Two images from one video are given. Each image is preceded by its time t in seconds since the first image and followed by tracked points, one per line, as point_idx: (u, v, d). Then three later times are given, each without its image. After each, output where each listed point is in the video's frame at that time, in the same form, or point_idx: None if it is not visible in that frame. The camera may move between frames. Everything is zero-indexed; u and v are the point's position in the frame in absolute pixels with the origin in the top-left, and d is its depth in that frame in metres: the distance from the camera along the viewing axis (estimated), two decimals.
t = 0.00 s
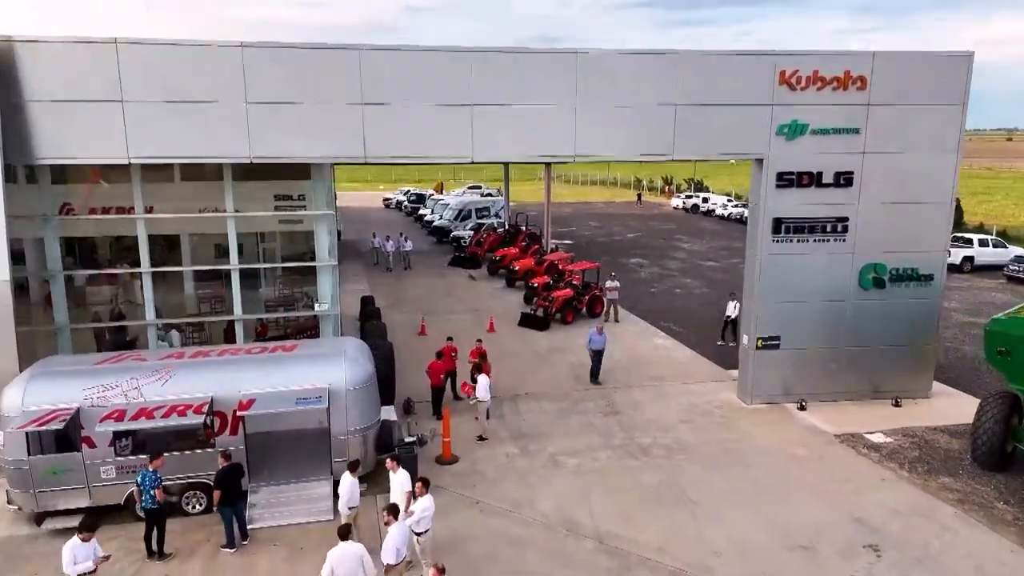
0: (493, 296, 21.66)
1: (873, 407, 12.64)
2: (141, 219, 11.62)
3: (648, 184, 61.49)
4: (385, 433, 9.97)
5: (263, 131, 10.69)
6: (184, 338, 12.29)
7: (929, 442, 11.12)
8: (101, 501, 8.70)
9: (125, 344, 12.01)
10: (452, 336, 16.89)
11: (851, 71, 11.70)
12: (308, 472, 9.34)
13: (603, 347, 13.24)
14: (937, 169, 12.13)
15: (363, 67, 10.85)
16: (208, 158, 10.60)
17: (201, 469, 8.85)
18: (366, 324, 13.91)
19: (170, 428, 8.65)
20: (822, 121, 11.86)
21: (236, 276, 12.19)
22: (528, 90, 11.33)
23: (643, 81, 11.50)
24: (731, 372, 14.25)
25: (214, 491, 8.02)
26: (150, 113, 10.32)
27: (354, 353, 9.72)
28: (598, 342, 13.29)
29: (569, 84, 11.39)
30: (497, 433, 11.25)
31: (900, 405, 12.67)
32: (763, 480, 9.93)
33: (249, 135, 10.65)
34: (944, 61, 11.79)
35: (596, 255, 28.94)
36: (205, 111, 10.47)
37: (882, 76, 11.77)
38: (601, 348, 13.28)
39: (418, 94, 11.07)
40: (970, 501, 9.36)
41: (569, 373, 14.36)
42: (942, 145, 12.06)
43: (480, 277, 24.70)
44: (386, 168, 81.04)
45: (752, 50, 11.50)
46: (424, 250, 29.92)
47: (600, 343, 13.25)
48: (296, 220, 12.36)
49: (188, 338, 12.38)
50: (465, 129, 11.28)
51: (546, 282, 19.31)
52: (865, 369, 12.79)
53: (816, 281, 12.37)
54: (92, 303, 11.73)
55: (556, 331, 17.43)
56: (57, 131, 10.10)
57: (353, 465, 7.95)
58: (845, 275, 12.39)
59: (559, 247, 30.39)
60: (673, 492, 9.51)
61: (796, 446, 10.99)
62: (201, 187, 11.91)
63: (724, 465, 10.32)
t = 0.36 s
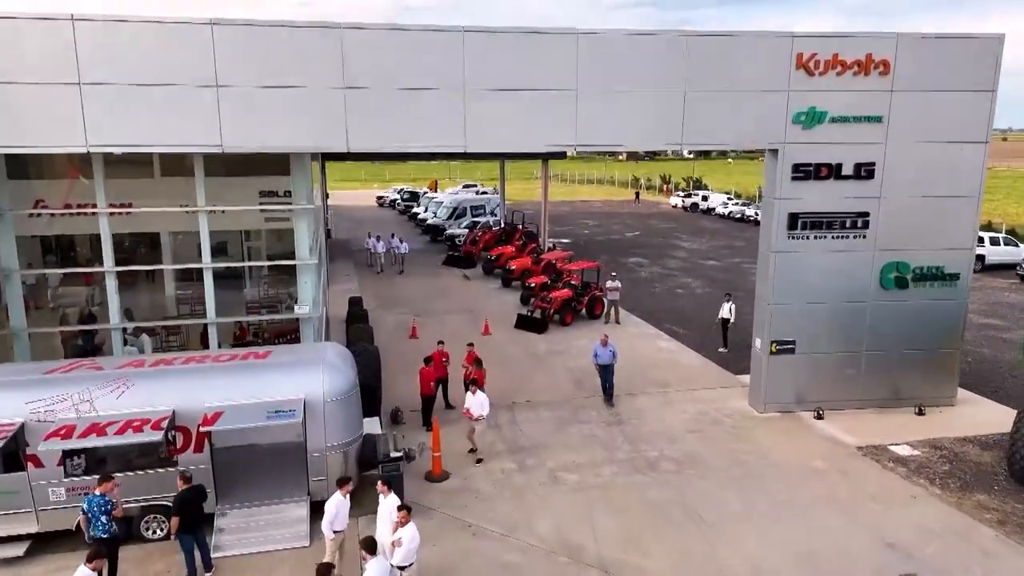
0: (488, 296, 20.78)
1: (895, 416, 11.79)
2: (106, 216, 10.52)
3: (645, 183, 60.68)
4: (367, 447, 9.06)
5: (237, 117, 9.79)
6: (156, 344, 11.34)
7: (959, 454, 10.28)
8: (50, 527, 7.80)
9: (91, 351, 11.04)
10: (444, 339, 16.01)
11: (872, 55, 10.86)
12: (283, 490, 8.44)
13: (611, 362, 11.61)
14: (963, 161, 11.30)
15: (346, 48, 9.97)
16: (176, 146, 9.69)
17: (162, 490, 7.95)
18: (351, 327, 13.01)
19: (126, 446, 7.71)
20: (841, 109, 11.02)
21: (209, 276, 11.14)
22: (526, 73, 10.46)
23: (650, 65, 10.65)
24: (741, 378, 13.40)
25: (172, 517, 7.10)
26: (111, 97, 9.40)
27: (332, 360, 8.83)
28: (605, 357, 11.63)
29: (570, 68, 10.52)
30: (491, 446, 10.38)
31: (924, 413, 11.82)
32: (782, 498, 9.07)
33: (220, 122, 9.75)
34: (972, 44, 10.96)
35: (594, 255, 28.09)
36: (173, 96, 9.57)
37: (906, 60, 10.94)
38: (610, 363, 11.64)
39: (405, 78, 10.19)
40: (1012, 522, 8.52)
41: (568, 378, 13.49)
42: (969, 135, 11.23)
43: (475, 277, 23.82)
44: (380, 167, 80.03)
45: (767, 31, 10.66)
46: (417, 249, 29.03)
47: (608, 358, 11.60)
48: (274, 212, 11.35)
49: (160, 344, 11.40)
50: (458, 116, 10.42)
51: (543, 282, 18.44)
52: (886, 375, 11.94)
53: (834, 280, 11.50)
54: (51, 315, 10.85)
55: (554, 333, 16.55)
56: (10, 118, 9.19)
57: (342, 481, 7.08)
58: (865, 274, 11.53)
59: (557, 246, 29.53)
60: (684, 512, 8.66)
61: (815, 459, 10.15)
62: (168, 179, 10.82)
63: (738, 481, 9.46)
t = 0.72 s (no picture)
0: (484, 297, 19.87)
1: (923, 426, 10.91)
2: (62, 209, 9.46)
3: (644, 181, 59.85)
4: (348, 466, 8.16)
5: (205, 101, 8.86)
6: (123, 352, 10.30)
7: (998, 470, 9.40)
8: None
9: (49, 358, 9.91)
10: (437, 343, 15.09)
11: (901, 35, 9.99)
12: (250, 517, 7.50)
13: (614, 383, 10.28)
14: (998, 149, 10.43)
15: (327, 25, 9.06)
16: (137, 132, 8.74)
17: (112, 518, 7.05)
18: (335, 330, 12.08)
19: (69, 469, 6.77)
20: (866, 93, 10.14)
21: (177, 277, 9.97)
22: (525, 52, 9.56)
23: (661, 44, 9.77)
24: (754, 384, 12.52)
25: (116, 552, 6.17)
26: (65, 77, 8.46)
27: (308, 368, 7.92)
28: (606, 377, 10.26)
29: (572, 48, 9.63)
30: (486, 462, 9.48)
31: (954, 423, 10.94)
32: (810, 523, 8.17)
33: (186, 106, 8.83)
34: (1009, 22, 10.09)
35: (594, 254, 27.21)
36: (134, 76, 8.64)
37: (936, 40, 10.07)
38: (612, 383, 10.31)
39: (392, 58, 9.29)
40: None
41: (569, 385, 12.59)
42: (1004, 122, 10.36)
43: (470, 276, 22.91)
44: (376, 165, 79.11)
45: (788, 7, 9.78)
46: (411, 248, 28.12)
47: (610, 378, 10.25)
48: (253, 208, 10.28)
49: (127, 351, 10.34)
50: (450, 100, 9.52)
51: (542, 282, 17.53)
52: (913, 382, 11.06)
53: (857, 279, 10.62)
54: (12, 319, 9.78)
55: (553, 336, 15.65)
56: None
57: (314, 510, 6.17)
58: (890, 273, 10.65)
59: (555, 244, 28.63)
60: (701, 539, 7.77)
61: (840, 476, 9.27)
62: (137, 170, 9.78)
63: (759, 503, 8.56)
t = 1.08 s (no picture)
0: (479, 298, 19.08)
1: (952, 437, 10.14)
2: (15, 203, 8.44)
3: (643, 180, 59.11)
4: (328, 484, 7.37)
5: (172, 81, 8.01)
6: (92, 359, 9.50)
7: None
8: None
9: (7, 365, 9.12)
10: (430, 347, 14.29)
11: (931, 14, 9.23)
12: (216, 547, 6.67)
13: (614, 406, 8.89)
14: None
15: None
16: (93, 117, 7.85)
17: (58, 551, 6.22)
18: (321, 335, 11.26)
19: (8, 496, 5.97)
20: (893, 78, 9.38)
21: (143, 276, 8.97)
22: (524, 31, 8.77)
23: (673, 23, 9.00)
24: (768, 391, 11.74)
25: None
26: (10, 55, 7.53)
27: (283, 379, 7.09)
28: (606, 398, 8.90)
29: (575, 27, 8.83)
30: (481, 479, 8.67)
31: (986, 433, 10.16)
32: (841, 549, 7.36)
33: (150, 87, 7.95)
34: None
35: (594, 253, 26.43)
36: (91, 54, 7.75)
37: (968, 20, 9.30)
38: (613, 407, 8.92)
39: (379, 37, 8.49)
40: None
41: (570, 392, 11.80)
42: None
43: (465, 276, 22.12)
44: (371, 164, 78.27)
45: None
46: (405, 247, 27.31)
47: (610, 402, 8.89)
48: (237, 204, 9.39)
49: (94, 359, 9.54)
50: (442, 84, 8.72)
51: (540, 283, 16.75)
52: (941, 390, 10.29)
53: (882, 279, 9.84)
54: None
55: (553, 339, 14.86)
56: None
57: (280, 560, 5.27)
58: (918, 272, 9.88)
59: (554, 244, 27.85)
60: (722, 567, 6.97)
61: (870, 494, 8.48)
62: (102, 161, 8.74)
63: (783, 526, 7.76)
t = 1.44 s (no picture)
0: (476, 299, 18.26)
1: (989, 452, 9.33)
2: None
3: (643, 179, 58.28)
4: (303, 512, 6.57)
5: (131, 60, 7.14)
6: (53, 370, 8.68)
7: None
8: None
9: None
10: (424, 352, 13.47)
11: None
12: None
13: (621, 439, 7.70)
14: None
15: None
16: (45, 100, 6.99)
17: None
18: (305, 341, 10.42)
19: None
20: (930, 60, 8.57)
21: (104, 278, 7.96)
22: (526, 7, 7.94)
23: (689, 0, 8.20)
24: (785, 401, 10.93)
25: None
26: None
27: (254, 395, 6.27)
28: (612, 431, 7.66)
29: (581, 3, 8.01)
30: (477, 503, 7.85)
31: None
32: None
33: (107, 66, 7.09)
34: None
35: (595, 253, 25.61)
36: (39, 30, 6.89)
37: None
38: (619, 440, 7.71)
39: (365, 13, 7.66)
40: None
41: (573, 401, 10.98)
42: None
43: (462, 277, 21.29)
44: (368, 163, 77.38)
45: None
46: (400, 247, 26.47)
47: (616, 435, 7.66)
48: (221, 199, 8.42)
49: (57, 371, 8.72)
50: (434, 66, 7.89)
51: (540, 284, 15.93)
52: (977, 401, 9.48)
53: (916, 280, 9.03)
54: None
55: (554, 344, 14.05)
56: None
57: None
58: (953, 274, 9.07)
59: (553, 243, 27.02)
60: None
61: (905, 519, 7.67)
62: (53, 150, 7.73)
63: (815, 556, 6.95)
